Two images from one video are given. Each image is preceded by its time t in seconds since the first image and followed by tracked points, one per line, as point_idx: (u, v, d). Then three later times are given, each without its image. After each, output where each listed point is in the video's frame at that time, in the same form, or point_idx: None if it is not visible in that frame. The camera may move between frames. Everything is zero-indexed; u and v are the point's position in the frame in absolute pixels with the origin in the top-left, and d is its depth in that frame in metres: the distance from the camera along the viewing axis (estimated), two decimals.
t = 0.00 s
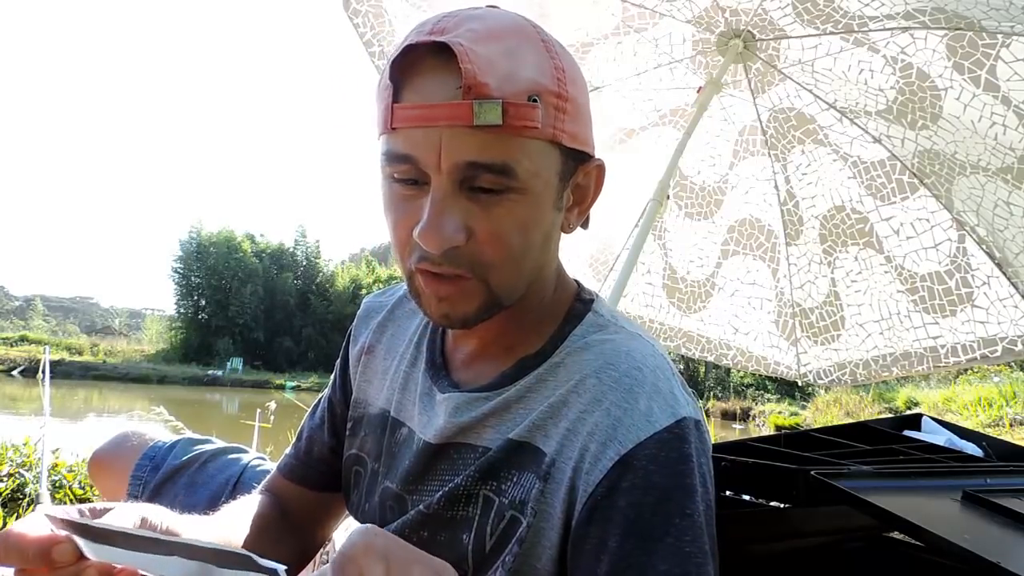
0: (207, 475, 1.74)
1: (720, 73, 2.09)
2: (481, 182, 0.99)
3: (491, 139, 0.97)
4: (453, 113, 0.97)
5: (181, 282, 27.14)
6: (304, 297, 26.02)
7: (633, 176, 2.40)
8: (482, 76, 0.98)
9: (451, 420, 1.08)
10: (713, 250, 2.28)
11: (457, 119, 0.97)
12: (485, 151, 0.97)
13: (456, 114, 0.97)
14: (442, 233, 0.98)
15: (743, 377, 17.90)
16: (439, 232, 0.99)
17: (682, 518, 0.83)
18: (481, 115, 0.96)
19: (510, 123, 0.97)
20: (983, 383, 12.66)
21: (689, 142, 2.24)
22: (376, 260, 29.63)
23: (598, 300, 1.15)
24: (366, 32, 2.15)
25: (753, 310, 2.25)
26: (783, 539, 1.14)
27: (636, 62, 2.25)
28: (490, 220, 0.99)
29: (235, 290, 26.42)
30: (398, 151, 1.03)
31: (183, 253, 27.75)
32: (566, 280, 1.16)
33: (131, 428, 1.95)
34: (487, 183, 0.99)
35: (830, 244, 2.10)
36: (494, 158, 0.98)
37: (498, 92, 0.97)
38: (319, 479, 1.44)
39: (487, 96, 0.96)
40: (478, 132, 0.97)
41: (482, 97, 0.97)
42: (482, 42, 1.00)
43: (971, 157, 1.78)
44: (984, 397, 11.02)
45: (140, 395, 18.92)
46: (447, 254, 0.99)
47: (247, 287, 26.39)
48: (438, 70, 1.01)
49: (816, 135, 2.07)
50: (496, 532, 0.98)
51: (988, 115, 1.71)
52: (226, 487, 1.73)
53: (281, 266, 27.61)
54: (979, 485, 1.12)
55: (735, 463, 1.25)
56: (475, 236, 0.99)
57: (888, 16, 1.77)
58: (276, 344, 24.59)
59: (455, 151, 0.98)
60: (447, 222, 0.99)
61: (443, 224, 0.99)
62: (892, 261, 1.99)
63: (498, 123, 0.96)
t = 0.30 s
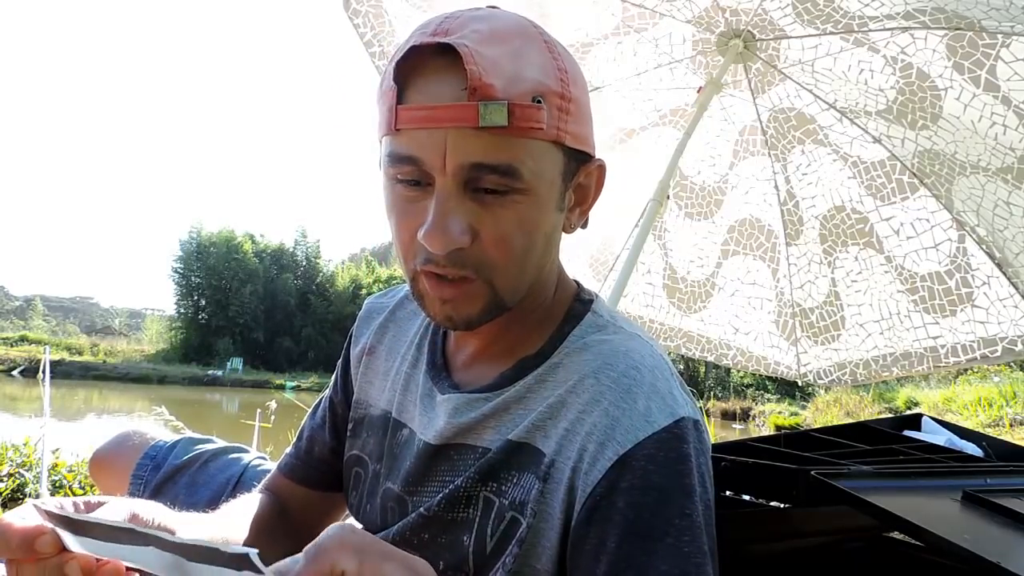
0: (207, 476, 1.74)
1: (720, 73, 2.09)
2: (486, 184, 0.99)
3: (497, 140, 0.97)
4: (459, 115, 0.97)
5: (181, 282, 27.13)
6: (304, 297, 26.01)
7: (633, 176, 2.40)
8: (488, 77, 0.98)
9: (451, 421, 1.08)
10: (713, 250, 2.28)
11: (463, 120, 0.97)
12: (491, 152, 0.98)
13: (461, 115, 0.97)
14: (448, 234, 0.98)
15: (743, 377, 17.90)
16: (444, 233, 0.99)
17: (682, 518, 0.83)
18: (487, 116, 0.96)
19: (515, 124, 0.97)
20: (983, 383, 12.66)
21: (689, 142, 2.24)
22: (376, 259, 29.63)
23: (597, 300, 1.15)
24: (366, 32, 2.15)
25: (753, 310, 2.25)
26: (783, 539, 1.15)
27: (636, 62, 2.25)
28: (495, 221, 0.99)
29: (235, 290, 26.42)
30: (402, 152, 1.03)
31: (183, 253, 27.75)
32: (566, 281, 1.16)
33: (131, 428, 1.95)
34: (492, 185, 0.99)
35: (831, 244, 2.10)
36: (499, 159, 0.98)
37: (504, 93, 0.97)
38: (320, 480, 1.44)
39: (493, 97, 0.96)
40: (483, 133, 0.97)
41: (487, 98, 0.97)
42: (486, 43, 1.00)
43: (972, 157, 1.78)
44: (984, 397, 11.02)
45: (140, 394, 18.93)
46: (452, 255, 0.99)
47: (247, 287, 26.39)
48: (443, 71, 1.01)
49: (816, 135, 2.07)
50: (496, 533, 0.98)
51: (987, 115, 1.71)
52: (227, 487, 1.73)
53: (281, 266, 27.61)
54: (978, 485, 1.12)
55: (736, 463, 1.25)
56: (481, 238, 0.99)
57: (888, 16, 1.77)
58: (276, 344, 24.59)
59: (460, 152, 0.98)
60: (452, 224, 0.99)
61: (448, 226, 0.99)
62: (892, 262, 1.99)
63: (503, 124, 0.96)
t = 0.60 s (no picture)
0: (207, 476, 1.74)
1: (720, 73, 2.09)
2: (484, 183, 0.99)
3: (494, 139, 0.97)
4: (456, 114, 0.97)
5: (181, 282, 27.13)
6: (304, 297, 26.01)
7: (633, 176, 2.40)
8: (485, 76, 0.98)
9: (449, 422, 1.08)
10: (713, 250, 2.28)
11: (460, 119, 0.97)
12: (488, 151, 0.98)
13: (459, 115, 0.97)
14: (445, 233, 0.99)
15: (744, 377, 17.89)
16: (442, 232, 0.99)
17: (680, 518, 0.83)
18: (484, 116, 0.96)
19: (512, 124, 0.97)
20: (983, 383, 12.66)
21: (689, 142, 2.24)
22: (376, 259, 29.63)
23: (595, 300, 1.15)
24: (366, 32, 2.15)
25: (753, 310, 2.25)
26: (784, 539, 1.15)
27: (636, 62, 2.25)
28: (493, 221, 0.99)
29: (235, 290, 26.41)
30: (400, 151, 1.03)
31: (183, 253, 27.74)
32: (563, 281, 1.16)
33: (131, 428, 1.95)
34: (490, 184, 0.99)
35: (831, 244, 2.10)
36: (497, 159, 0.98)
37: (501, 92, 0.97)
38: (319, 481, 1.44)
39: (490, 96, 0.97)
40: (481, 132, 0.97)
41: (485, 97, 0.97)
42: (483, 43, 1.00)
43: (972, 157, 1.78)
44: (984, 397, 11.02)
45: (140, 394, 18.92)
46: (449, 255, 0.99)
47: (247, 287, 26.38)
48: (440, 71, 1.01)
49: (816, 135, 2.07)
50: (494, 534, 0.98)
51: (988, 115, 1.71)
52: (227, 487, 1.73)
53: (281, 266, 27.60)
54: (979, 485, 1.12)
55: (736, 463, 1.25)
56: (478, 238, 0.99)
57: (889, 16, 1.77)
58: (276, 344, 24.58)
59: (458, 151, 0.98)
60: (450, 223, 0.99)
61: (446, 225, 0.99)
62: (892, 262, 1.99)
63: (501, 123, 0.96)
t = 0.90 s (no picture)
0: (206, 478, 1.73)
1: (720, 73, 2.09)
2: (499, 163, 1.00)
3: (509, 117, 0.99)
4: (472, 92, 0.98)
5: (180, 282, 27.12)
6: (304, 297, 26.01)
7: (633, 176, 2.40)
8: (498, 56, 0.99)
9: (444, 421, 1.08)
10: (713, 250, 2.28)
11: (474, 98, 0.98)
12: (503, 129, 0.99)
13: (474, 93, 0.98)
14: (463, 213, 0.99)
15: (743, 377, 17.89)
16: (460, 211, 0.99)
17: (678, 518, 0.82)
18: (499, 93, 0.97)
19: (526, 102, 0.98)
20: (983, 383, 12.66)
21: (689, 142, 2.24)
22: (377, 259, 29.62)
23: (592, 299, 1.15)
24: (366, 32, 2.15)
25: (753, 310, 2.25)
26: (783, 539, 1.15)
27: (636, 62, 2.25)
28: (508, 201, 1.00)
29: (235, 290, 26.40)
30: (413, 135, 1.03)
31: (183, 253, 27.75)
32: (562, 280, 1.16)
33: (132, 428, 1.96)
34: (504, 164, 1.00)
35: (830, 244, 2.10)
36: (511, 137, 0.99)
37: (514, 71, 0.99)
38: (319, 479, 1.44)
39: (504, 75, 0.98)
40: (496, 109, 0.98)
41: (499, 75, 0.98)
42: (491, 28, 1.02)
43: (972, 157, 1.78)
44: (984, 397, 11.01)
45: (139, 394, 18.91)
46: (467, 235, 0.99)
47: (247, 287, 26.37)
48: (450, 54, 1.02)
49: (816, 135, 2.07)
50: (491, 533, 0.98)
51: (988, 115, 1.71)
52: (226, 489, 1.71)
53: (281, 266, 27.60)
54: (979, 485, 1.12)
55: (736, 464, 1.25)
56: (494, 217, 0.99)
57: (888, 16, 1.77)
58: (276, 344, 24.58)
59: (473, 130, 0.99)
60: (467, 203, 0.99)
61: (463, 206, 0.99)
62: (892, 261, 1.99)
63: (516, 99, 0.98)
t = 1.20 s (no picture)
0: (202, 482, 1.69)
1: (720, 73, 2.09)
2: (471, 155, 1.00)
3: (478, 110, 0.99)
4: (440, 87, 0.98)
5: (180, 282, 27.12)
6: (304, 297, 26.01)
7: (633, 176, 2.41)
8: (465, 51, 1.00)
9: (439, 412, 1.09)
10: (713, 249, 2.29)
11: (443, 92, 0.99)
12: (472, 121, 0.99)
13: (442, 87, 0.98)
14: (436, 204, 0.98)
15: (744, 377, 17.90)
16: (433, 203, 0.98)
17: (671, 518, 0.83)
18: (467, 86, 0.98)
19: (494, 94, 0.99)
20: (984, 383, 12.66)
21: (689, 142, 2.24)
22: (377, 259, 29.61)
23: (588, 297, 1.16)
24: (366, 32, 2.15)
25: (753, 310, 2.25)
26: (783, 539, 1.15)
27: (636, 62, 2.25)
28: (481, 191, 1.00)
29: (236, 290, 26.40)
30: (387, 133, 1.04)
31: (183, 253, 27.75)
32: (556, 275, 1.17)
33: (131, 428, 1.93)
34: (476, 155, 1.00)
35: (831, 244, 2.11)
36: (481, 128, 1.00)
37: (482, 65, 1.00)
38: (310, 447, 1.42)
39: (471, 69, 0.99)
40: (464, 102, 0.99)
41: (466, 70, 0.99)
42: (458, 26, 1.03)
43: (972, 157, 1.78)
44: (984, 397, 11.01)
45: (140, 394, 18.91)
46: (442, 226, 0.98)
47: (247, 287, 26.37)
48: (420, 53, 1.03)
49: (816, 135, 2.07)
50: (486, 534, 0.98)
51: (988, 115, 1.71)
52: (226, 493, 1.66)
53: (281, 266, 27.59)
54: (978, 485, 1.12)
55: (737, 464, 1.25)
56: (468, 207, 0.99)
57: (889, 16, 1.77)
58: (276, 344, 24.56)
59: (443, 123, 1.00)
60: (440, 193, 0.99)
61: (436, 197, 0.98)
62: (892, 261, 1.99)
63: (483, 92, 0.99)
